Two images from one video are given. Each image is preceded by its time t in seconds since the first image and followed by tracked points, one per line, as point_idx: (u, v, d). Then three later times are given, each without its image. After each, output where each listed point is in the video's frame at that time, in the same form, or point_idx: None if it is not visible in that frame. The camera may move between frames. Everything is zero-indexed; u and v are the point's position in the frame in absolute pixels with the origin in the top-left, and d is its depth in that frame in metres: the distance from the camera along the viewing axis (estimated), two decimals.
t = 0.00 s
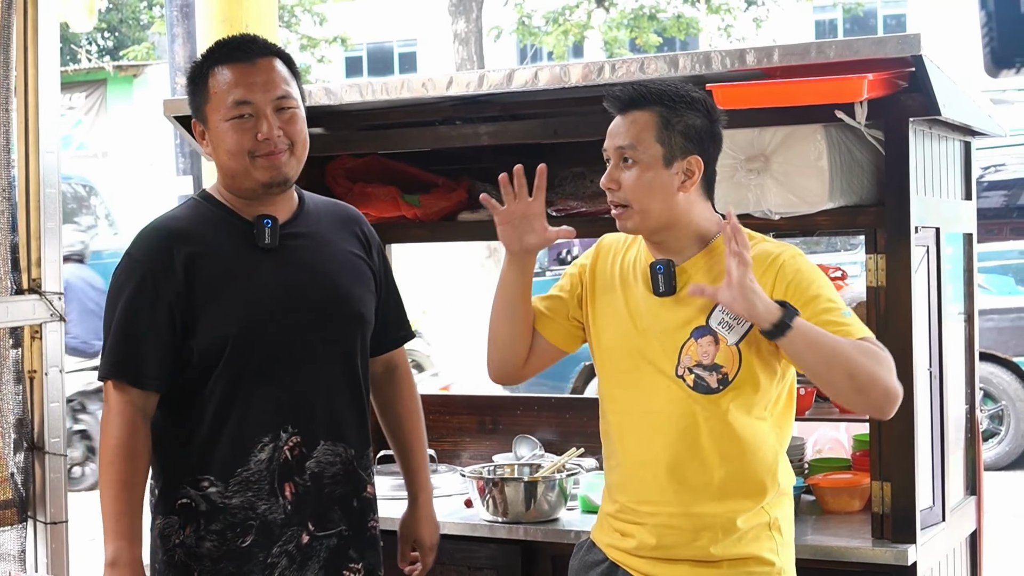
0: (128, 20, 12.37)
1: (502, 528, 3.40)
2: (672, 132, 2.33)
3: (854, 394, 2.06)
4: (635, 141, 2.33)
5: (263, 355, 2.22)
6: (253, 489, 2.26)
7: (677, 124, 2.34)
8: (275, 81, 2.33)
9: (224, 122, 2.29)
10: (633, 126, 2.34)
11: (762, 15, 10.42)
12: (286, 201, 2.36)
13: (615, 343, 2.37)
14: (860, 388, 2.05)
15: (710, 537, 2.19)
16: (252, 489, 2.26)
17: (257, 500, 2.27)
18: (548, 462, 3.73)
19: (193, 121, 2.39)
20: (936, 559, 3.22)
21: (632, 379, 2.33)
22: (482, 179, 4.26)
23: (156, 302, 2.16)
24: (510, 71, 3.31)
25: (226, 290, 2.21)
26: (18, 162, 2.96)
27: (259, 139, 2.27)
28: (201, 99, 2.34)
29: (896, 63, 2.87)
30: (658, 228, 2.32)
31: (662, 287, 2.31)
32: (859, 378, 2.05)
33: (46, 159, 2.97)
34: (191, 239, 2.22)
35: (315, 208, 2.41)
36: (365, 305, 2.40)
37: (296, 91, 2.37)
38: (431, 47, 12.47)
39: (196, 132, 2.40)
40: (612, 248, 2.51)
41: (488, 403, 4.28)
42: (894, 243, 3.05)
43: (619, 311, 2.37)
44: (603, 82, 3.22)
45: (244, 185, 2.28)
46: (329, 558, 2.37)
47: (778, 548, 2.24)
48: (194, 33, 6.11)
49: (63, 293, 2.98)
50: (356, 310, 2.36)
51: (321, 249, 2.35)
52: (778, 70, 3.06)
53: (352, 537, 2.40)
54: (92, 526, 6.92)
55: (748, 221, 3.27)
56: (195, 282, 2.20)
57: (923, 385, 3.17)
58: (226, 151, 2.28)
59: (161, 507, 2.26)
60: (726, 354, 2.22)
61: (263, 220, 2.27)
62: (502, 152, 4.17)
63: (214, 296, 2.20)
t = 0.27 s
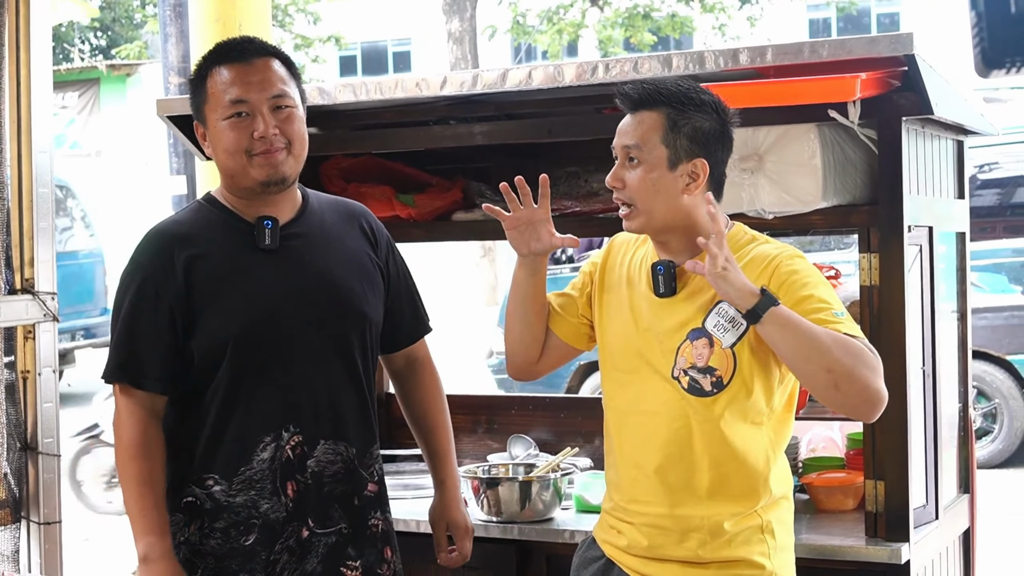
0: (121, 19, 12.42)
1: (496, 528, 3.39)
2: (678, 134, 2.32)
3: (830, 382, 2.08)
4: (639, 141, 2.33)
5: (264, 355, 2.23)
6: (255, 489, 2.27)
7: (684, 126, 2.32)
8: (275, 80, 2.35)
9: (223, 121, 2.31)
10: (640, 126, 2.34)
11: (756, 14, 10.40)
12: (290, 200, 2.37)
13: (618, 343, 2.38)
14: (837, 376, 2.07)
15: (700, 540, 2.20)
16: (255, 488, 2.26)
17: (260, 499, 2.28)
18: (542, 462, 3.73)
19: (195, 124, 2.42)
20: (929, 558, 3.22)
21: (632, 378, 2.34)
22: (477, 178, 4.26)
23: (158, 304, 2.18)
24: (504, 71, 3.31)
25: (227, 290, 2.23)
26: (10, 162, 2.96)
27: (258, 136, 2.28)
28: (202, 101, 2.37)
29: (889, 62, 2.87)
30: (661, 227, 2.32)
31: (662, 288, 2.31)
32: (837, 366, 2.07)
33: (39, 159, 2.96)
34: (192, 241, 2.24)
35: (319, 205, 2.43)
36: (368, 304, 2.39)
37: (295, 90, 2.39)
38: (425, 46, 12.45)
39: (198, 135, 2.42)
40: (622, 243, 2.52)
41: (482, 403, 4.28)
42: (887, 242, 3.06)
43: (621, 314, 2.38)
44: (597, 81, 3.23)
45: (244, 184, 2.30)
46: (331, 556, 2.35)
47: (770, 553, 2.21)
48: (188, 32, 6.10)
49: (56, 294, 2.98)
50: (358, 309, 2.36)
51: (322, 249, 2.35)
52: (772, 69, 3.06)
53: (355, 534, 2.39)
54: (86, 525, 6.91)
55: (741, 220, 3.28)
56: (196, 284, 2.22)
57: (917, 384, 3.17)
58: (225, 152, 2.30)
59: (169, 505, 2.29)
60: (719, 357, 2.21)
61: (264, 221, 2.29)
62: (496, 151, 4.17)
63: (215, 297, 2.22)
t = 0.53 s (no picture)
0: (120, 20, 12.47)
1: (496, 529, 3.40)
2: (669, 135, 2.33)
3: (779, 427, 2.07)
4: (636, 138, 2.37)
5: (265, 352, 2.25)
6: (257, 487, 2.28)
7: (676, 127, 2.33)
8: (276, 82, 2.37)
9: (221, 122, 2.33)
10: (636, 125, 2.37)
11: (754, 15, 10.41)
12: (289, 201, 2.39)
13: (620, 346, 2.37)
14: (781, 421, 2.06)
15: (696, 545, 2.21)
16: (257, 486, 2.28)
17: (262, 497, 2.29)
18: (541, 463, 3.73)
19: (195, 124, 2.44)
20: (927, 558, 3.22)
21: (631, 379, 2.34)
22: (476, 180, 4.26)
23: (162, 303, 2.20)
24: (503, 73, 3.32)
25: (228, 289, 2.24)
26: (9, 164, 2.96)
27: (256, 137, 2.30)
28: (201, 98, 2.38)
29: (887, 64, 2.88)
30: (656, 225, 2.35)
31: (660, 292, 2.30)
32: (782, 411, 2.06)
33: (39, 160, 2.97)
34: (194, 241, 2.25)
35: (319, 205, 2.45)
36: (368, 301, 2.41)
37: (294, 91, 2.41)
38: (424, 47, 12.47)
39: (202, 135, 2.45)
40: (630, 252, 2.52)
41: (481, 404, 4.29)
42: (886, 243, 3.06)
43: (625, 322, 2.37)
44: (595, 83, 3.23)
45: (243, 185, 2.32)
46: (332, 552, 2.37)
47: (771, 556, 2.21)
48: (187, 34, 6.10)
49: (55, 295, 2.99)
50: (358, 307, 2.38)
51: (321, 248, 2.37)
52: (770, 71, 3.06)
53: (355, 530, 2.40)
54: (85, 527, 6.91)
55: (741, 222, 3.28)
56: (198, 282, 2.23)
57: (915, 386, 3.18)
58: (225, 152, 2.31)
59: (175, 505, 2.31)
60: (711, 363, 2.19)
61: (264, 222, 2.31)
62: (495, 153, 4.18)
63: (217, 297, 2.24)
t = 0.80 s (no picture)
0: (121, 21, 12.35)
1: (496, 531, 3.40)
2: (659, 144, 2.33)
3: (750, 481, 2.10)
4: (628, 149, 2.37)
5: (270, 349, 2.25)
6: (264, 484, 2.27)
7: (667, 134, 2.33)
8: (276, 81, 2.36)
9: (225, 122, 2.32)
10: (630, 136, 2.38)
11: (756, 17, 10.41)
12: (290, 202, 2.39)
13: (629, 353, 2.41)
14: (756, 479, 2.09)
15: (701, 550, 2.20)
16: (264, 483, 2.26)
17: (270, 494, 2.28)
18: (542, 464, 3.73)
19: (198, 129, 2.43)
20: (929, 561, 3.22)
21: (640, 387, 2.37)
22: (477, 181, 4.26)
23: (165, 300, 2.18)
24: (505, 74, 3.31)
25: (233, 287, 2.23)
26: (9, 164, 2.95)
27: (259, 136, 2.29)
28: (202, 104, 2.38)
29: (890, 66, 2.87)
30: (657, 231, 2.35)
31: (663, 302, 2.32)
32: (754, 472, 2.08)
33: (39, 161, 2.96)
34: (197, 239, 2.24)
35: (319, 207, 2.45)
36: (371, 299, 2.42)
37: (296, 92, 2.41)
38: (425, 48, 12.48)
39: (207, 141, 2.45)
40: (637, 259, 2.54)
41: (482, 406, 4.29)
42: (888, 245, 3.06)
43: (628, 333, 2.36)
44: (597, 85, 3.23)
45: (246, 186, 2.31)
46: (341, 550, 2.37)
47: (777, 561, 2.20)
48: (188, 34, 6.09)
49: (56, 295, 2.98)
50: (361, 304, 2.38)
51: (324, 247, 2.37)
52: (772, 73, 3.06)
53: (362, 528, 2.41)
54: (86, 528, 6.90)
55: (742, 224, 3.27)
56: (201, 280, 2.22)
57: (916, 389, 3.17)
58: (228, 152, 2.30)
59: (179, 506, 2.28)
60: (711, 375, 2.21)
61: (268, 219, 2.30)
62: (497, 154, 4.18)
63: (221, 294, 2.22)
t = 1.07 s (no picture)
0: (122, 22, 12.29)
1: (496, 531, 3.39)
2: (662, 148, 2.31)
3: (758, 482, 2.11)
4: (631, 152, 2.35)
5: (274, 348, 2.25)
6: (271, 483, 2.26)
7: (670, 137, 2.31)
8: (302, 94, 2.36)
9: (247, 129, 2.30)
10: (632, 138, 2.36)
11: (756, 18, 10.41)
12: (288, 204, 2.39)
13: (628, 351, 2.40)
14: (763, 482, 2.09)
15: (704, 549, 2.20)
16: (270, 482, 2.26)
17: (277, 493, 2.27)
18: (543, 464, 3.73)
19: (209, 122, 2.39)
20: (930, 562, 3.22)
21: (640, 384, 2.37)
22: (478, 182, 4.26)
23: (168, 302, 2.16)
24: (506, 74, 3.31)
25: (236, 287, 2.23)
26: (11, 163, 2.95)
27: (282, 152, 2.30)
28: (223, 103, 2.34)
29: (891, 67, 2.87)
30: (660, 235, 2.35)
31: (665, 300, 2.32)
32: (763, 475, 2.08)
33: (40, 161, 2.96)
34: (197, 240, 2.23)
35: (315, 211, 2.45)
36: (368, 297, 2.43)
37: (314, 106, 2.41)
38: (426, 49, 12.48)
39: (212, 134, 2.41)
40: (637, 258, 2.54)
41: (483, 406, 4.29)
42: (888, 247, 3.06)
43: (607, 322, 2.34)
44: (598, 85, 3.22)
45: (256, 196, 2.30)
46: (351, 547, 2.38)
47: (780, 562, 2.20)
48: (189, 35, 6.09)
49: (58, 295, 2.99)
50: (360, 303, 2.40)
51: (320, 248, 2.38)
52: (774, 73, 3.05)
53: (368, 526, 2.42)
54: (87, 527, 6.90)
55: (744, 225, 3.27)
56: (204, 280, 2.20)
57: (917, 391, 3.17)
58: (248, 160, 2.29)
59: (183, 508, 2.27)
60: (714, 374, 2.21)
61: (266, 221, 2.29)
62: (498, 154, 4.18)
63: (224, 294, 2.21)
